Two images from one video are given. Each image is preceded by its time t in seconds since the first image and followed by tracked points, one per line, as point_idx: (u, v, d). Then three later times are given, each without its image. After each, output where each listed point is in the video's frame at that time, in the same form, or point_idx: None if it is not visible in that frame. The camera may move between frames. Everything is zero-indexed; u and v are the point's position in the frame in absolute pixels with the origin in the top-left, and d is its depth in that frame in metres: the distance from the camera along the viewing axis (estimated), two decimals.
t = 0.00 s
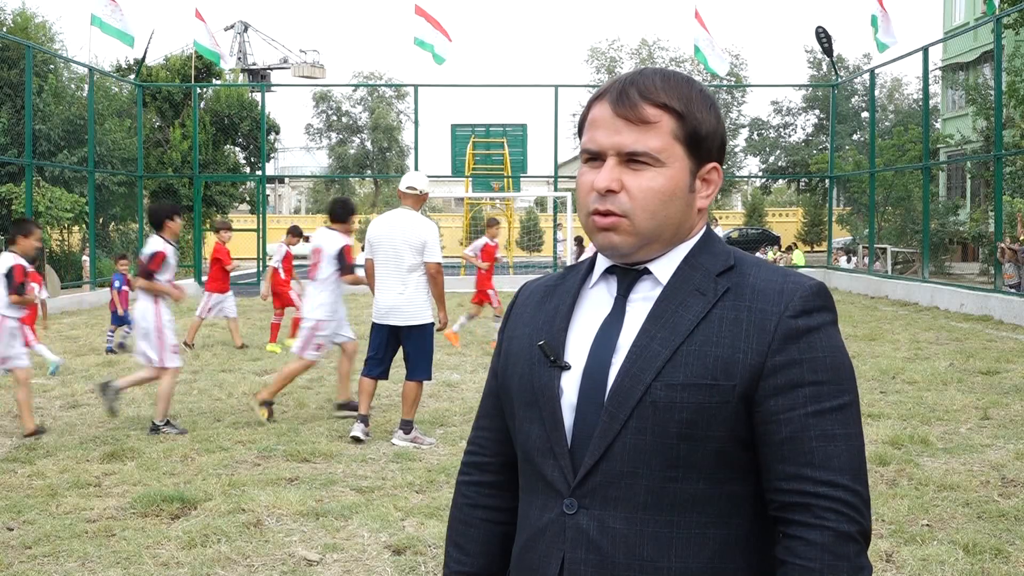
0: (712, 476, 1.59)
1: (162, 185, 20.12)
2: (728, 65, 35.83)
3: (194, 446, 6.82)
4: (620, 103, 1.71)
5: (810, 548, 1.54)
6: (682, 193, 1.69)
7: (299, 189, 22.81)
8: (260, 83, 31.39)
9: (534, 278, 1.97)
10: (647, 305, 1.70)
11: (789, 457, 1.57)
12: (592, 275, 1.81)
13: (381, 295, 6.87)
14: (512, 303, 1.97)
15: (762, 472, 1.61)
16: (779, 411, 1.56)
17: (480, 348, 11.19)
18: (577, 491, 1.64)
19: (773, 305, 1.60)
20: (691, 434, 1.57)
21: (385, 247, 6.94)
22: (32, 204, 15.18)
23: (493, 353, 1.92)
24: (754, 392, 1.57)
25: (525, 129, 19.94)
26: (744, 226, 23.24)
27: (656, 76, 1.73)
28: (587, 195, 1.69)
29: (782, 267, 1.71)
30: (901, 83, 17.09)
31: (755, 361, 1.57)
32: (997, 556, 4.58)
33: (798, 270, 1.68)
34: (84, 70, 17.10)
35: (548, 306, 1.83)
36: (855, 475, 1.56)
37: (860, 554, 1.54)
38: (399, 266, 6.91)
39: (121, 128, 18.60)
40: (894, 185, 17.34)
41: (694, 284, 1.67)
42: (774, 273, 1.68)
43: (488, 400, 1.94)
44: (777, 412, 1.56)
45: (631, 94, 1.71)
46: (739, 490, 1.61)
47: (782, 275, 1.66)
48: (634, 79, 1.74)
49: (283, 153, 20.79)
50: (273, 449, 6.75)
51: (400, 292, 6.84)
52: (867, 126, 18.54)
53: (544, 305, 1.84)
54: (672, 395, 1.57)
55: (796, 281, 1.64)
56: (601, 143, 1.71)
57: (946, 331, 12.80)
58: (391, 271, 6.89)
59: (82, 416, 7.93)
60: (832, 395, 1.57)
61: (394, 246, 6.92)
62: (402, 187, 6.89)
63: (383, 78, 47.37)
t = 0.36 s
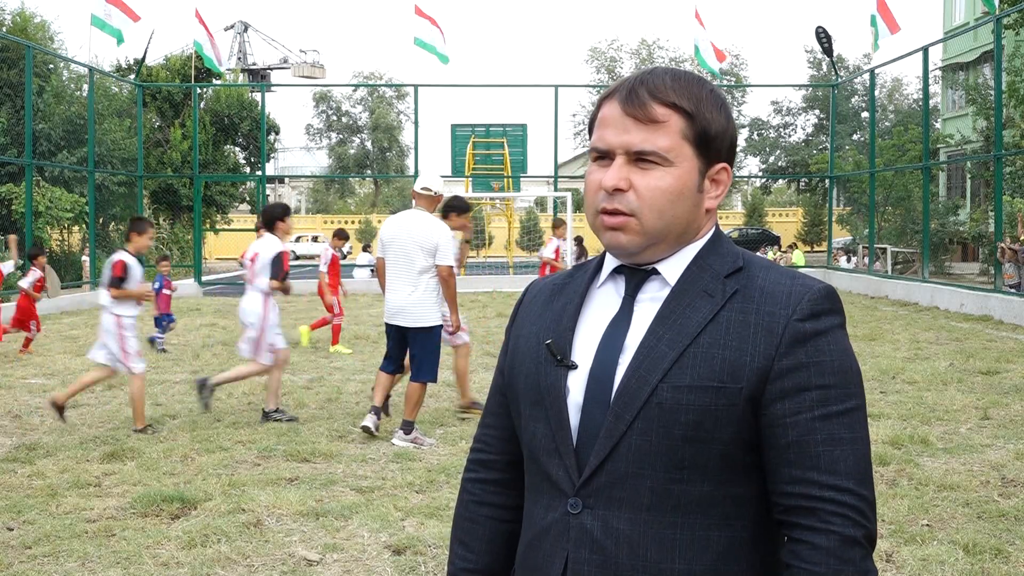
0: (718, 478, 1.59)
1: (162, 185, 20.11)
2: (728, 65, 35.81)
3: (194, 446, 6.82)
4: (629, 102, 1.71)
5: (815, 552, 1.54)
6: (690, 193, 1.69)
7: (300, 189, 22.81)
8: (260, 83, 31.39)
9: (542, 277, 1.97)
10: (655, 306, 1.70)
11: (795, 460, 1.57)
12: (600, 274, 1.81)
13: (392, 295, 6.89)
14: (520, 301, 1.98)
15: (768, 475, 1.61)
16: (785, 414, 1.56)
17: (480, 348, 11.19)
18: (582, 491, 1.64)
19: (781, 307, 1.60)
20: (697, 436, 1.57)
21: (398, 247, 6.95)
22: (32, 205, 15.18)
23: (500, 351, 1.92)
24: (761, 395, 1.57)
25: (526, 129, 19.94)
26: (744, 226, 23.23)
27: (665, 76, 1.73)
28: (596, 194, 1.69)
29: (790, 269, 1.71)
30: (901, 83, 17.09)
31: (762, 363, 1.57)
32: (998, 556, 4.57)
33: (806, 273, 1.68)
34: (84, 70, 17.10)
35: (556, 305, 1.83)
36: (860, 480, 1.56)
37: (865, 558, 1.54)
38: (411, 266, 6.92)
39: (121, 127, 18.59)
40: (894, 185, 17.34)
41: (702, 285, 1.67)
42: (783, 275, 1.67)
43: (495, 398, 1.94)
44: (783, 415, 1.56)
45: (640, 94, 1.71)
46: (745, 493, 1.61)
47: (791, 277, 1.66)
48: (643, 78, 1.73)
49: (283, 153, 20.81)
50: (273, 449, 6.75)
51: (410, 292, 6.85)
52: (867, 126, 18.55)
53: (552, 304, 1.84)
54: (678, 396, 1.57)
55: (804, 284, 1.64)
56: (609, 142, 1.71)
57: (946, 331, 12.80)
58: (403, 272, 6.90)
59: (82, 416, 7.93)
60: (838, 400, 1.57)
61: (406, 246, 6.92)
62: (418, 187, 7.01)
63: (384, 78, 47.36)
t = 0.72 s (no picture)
0: (715, 479, 1.59)
1: (162, 185, 20.11)
2: (728, 65, 35.81)
3: (194, 446, 6.82)
4: (620, 104, 1.71)
5: (812, 551, 1.54)
6: (684, 194, 1.69)
7: (300, 189, 22.83)
8: (260, 83, 31.39)
9: (540, 277, 1.97)
10: (653, 307, 1.70)
11: (792, 460, 1.57)
12: (598, 275, 1.81)
13: (398, 295, 6.92)
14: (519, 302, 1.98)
15: (766, 476, 1.61)
16: (782, 415, 1.56)
17: (479, 348, 11.20)
18: (580, 492, 1.64)
19: (775, 308, 1.60)
20: (694, 437, 1.57)
21: (404, 248, 6.99)
22: (32, 205, 15.18)
23: (500, 353, 1.92)
24: (757, 395, 1.57)
25: (526, 129, 19.93)
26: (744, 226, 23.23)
27: (656, 76, 1.73)
28: (590, 196, 1.69)
29: (786, 268, 1.71)
30: (901, 83, 17.07)
31: (758, 364, 1.57)
32: (997, 556, 4.57)
33: (802, 271, 1.68)
34: (84, 70, 17.10)
35: (553, 306, 1.83)
36: (857, 480, 1.56)
37: (862, 558, 1.54)
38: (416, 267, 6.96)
39: (121, 127, 18.58)
40: (894, 185, 17.34)
41: (699, 286, 1.67)
42: (778, 275, 1.67)
43: (496, 400, 1.94)
44: (780, 415, 1.56)
45: (631, 95, 1.71)
46: (742, 494, 1.61)
47: (787, 276, 1.66)
48: (634, 79, 1.74)
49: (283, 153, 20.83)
50: (273, 449, 6.75)
51: (415, 291, 6.88)
52: (867, 126, 18.55)
53: (551, 305, 1.85)
54: (675, 397, 1.57)
55: (800, 283, 1.64)
56: (602, 145, 1.71)
57: (946, 331, 12.80)
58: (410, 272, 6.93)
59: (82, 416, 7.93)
60: (834, 399, 1.57)
61: (412, 247, 6.97)
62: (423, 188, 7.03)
63: (385, 78, 47.35)
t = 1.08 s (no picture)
0: (715, 478, 1.59)
1: (162, 185, 20.10)
2: (728, 65, 35.82)
3: (194, 446, 6.81)
4: (613, 105, 1.72)
5: (811, 549, 1.54)
6: (680, 192, 1.69)
7: (300, 189, 22.83)
8: (260, 83, 31.38)
9: (537, 278, 1.97)
10: (649, 307, 1.70)
11: (791, 457, 1.57)
12: (594, 276, 1.81)
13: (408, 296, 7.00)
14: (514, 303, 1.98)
15: (766, 475, 1.61)
16: (780, 412, 1.56)
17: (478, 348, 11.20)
18: (581, 494, 1.63)
19: (772, 306, 1.60)
20: (693, 436, 1.57)
21: (414, 250, 7.10)
22: (32, 205, 15.19)
23: (497, 355, 1.92)
24: (755, 393, 1.57)
25: (526, 128, 19.93)
26: (743, 226, 23.22)
27: (648, 76, 1.74)
28: (586, 198, 1.69)
29: (781, 266, 1.71)
30: (901, 83, 17.06)
31: (756, 362, 1.57)
32: (997, 556, 4.57)
33: (798, 269, 1.68)
34: (84, 70, 17.11)
35: (550, 308, 1.83)
36: (856, 476, 1.56)
37: (862, 554, 1.54)
38: (426, 268, 7.04)
39: (121, 127, 18.58)
40: (894, 185, 17.34)
41: (695, 285, 1.67)
42: (774, 272, 1.67)
43: (493, 402, 1.94)
44: (778, 413, 1.56)
45: (624, 95, 1.71)
46: (740, 493, 1.62)
47: (783, 274, 1.66)
48: (627, 79, 1.74)
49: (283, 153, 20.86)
50: (273, 449, 6.75)
51: (422, 292, 6.94)
52: (867, 126, 18.55)
53: (547, 306, 1.85)
54: (673, 397, 1.58)
55: (796, 281, 1.64)
56: (597, 146, 1.71)
57: (946, 331, 12.80)
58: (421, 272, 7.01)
59: (82, 416, 7.93)
60: (832, 395, 1.57)
61: (422, 248, 7.07)
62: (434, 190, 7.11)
63: (385, 78, 47.36)
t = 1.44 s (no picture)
0: (714, 477, 1.59)
1: (162, 185, 20.11)
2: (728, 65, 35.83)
3: (194, 447, 6.81)
4: (610, 105, 1.72)
5: (811, 546, 1.54)
6: (677, 192, 1.69)
7: (300, 189, 22.84)
8: (260, 83, 31.39)
9: (533, 280, 1.97)
10: (646, 307, 1.70)
11: (790, 456, 1.57)
12: (591, 277, 1.81)
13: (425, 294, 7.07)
14: (512, 305, 1.98)
15: (764, 474, 1.61)
16: (778, 410, 1.56)
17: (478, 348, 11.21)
18: (580, 494, 1.64)
19: (769, 305, 1.60)
20: (691, 435, 1.57)
21: (431, 248, 7.21)
22: (32, 205, 15.18)
23: (494, 357, 1.92)
24: (753, 392, 1.58)
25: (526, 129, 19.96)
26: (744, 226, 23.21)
27: (643, 76, 1.73)
28: (583, 199, 1.69)
29: (778, 264, 1.71)
30: (902, 83, 17.06)
31: (754, 361, 1.57)
32: (998, 556, 4.57)
33: (795, 267, 1.68)
34: (84, 70, 17.10)
35: (547, 309, 1.83)
36: (855, 473, 1.56)
37: (861, 551, 1.54)
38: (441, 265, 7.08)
39: (121, 127, 18.58)
40: (894, 185, 17.34)
41: (692, 285, 1.67)
42: (770, 271, 1.67)
43: (490, 404, 1.94)
44: (776, 411, 1.56)
45: (619, 95, 1.72)
46: (741, 491, 1.62)
47: (779, 272, 1.66)
48: (622, 80, 1.74)
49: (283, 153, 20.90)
50: (273, 449, 6.75)
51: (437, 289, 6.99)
52: (867, 126, 18.55)
53: (544, 308, 1.84)
54: (671, 397, 1.57)
55: (792, 278, 1.64)
56: (593, 147, 1.71)
57: (946, 331, 12.80)
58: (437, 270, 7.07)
59: (82, 416, 7.93)
60: (830, 393, 1.57)
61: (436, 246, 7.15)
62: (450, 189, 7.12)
63: (385, 78, 47.36)
